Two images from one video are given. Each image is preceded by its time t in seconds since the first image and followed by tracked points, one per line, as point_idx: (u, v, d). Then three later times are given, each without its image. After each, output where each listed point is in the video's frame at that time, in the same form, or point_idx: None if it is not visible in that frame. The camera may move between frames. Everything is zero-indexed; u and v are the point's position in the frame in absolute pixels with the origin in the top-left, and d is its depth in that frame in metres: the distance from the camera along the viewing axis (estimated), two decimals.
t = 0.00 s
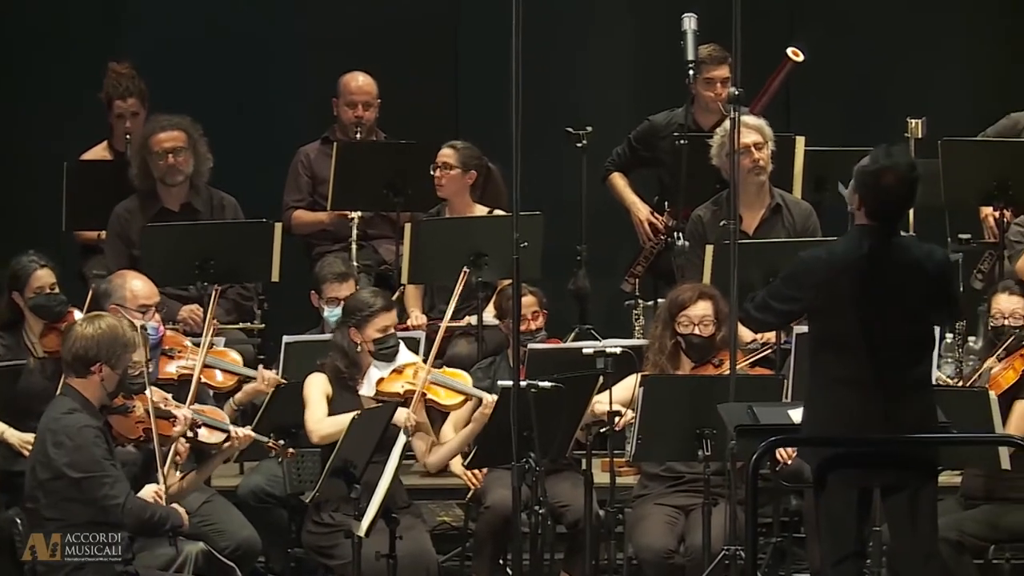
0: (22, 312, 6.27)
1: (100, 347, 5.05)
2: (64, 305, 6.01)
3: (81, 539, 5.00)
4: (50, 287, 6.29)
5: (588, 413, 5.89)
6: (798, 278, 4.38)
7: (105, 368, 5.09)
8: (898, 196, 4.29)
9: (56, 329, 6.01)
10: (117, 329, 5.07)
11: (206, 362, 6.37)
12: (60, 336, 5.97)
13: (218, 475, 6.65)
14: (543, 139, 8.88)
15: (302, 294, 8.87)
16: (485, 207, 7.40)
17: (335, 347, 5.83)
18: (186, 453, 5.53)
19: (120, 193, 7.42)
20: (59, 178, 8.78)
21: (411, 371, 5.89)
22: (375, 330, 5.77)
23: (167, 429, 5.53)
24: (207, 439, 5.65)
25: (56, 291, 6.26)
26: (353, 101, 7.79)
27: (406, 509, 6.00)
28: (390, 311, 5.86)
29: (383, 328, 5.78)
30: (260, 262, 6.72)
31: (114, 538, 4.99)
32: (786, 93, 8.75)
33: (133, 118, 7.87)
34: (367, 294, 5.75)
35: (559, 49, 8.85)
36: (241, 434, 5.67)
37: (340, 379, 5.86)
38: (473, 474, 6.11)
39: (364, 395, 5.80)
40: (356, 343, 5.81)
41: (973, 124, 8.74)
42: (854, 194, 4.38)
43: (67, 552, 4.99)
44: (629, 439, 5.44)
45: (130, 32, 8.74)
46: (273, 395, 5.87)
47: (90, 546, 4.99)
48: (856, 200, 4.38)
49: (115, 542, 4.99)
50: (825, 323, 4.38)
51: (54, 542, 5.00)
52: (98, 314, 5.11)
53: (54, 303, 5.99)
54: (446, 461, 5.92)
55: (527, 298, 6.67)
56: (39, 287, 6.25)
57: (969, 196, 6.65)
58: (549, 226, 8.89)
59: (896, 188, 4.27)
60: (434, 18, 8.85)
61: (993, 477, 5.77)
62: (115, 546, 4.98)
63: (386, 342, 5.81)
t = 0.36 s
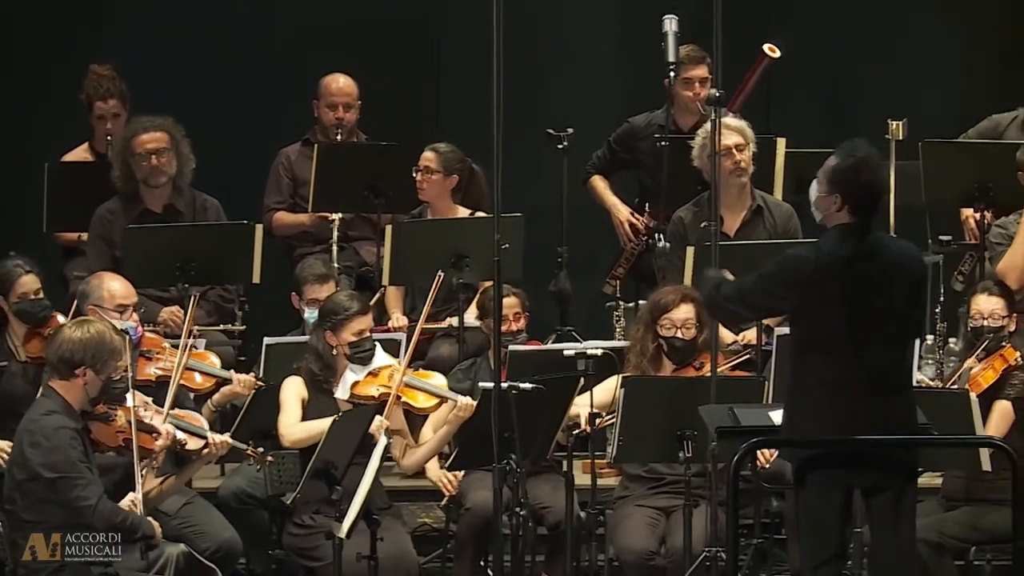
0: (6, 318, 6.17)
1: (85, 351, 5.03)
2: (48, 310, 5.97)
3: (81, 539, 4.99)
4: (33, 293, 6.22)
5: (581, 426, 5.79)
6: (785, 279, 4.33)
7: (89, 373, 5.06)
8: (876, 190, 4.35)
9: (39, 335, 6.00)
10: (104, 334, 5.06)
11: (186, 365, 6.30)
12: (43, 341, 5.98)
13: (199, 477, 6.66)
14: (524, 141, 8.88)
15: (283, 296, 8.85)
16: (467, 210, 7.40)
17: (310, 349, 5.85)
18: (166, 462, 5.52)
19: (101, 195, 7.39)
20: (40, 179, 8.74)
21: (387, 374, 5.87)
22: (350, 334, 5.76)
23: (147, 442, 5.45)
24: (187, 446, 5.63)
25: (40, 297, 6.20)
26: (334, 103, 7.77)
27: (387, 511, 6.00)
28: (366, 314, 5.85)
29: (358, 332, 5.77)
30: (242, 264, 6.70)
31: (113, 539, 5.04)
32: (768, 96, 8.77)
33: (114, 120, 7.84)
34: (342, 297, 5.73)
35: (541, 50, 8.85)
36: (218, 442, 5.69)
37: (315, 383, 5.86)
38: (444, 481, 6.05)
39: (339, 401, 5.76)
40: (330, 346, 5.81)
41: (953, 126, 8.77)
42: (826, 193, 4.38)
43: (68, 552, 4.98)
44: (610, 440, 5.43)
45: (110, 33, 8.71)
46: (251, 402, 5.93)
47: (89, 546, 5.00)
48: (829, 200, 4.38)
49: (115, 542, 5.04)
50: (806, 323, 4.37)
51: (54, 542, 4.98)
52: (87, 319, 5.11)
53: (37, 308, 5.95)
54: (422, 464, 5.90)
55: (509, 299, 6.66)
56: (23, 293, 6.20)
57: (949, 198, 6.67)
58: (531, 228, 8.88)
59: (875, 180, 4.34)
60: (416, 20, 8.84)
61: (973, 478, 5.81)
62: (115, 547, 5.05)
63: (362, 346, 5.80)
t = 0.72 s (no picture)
0: None
1: (56, 352, 5.01)
2: (29, 312, 5.93)
3: (81, 539, 5.02)
4: (15, 293, 6.24)
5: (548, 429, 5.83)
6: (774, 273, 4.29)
7: (59, 373, 5.05)
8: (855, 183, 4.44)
9: (19, 337, 5.95)
10: (73, 334, 5.04)
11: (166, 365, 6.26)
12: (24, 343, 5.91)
13: (177, 479, 6.63)
14: (503, 143, 8.88)
15: (261, 297, 8.82)
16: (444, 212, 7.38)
17: (286, 350, 5.85)
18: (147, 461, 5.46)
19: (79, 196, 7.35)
20: (18, 181, 8.70)
21: (362, 375, 5.85)
22: (326, 336, 5.72)
23: (129, 443, 5.44)
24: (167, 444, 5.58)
25: (21, 297, 6.21)
26: (311, 104, 7.75)
27: (364, 513, 5.99)
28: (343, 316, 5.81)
29: (334, 334, 5.73)
30: (220, 265, 6.66)
31: (113, 539, 5.08)
32: (746, 98, 8.80)
33: (91, 121, 7.79)
34: (319, 299, 5.70)
35: (518, 54, 8.85)
36: (196, 438, 5.59)
37: (290, 383, 5.85)
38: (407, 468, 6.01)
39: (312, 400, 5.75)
40: (306, 347, 5.78)
41: (928, 129, 8.81)
42: (806, 188, 4.46)
43: (68, 552, 5.02)
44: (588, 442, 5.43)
45: (88, 35, 8.68)
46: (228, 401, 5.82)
47: (91, 546, 5.03)
48: (810, 195, 4.44)
49: (116, 542, 5.07)
50: (788, 320, 4.38)
51: (54, 542, 5.02)
52: (58, 319, 5.10)
53: (19, 311, 5.91)
54: (394, 465, 5.88)
55: (487, 300, 6.65)
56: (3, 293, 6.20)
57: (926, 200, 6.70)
58: (508, 230, 8.88)
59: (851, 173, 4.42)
60: (395, 22, 8.83)
61: (951, 479, 5.83)
62: (115, 547, 5.07)
63: (336, 347, 5.75)
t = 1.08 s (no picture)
0: None
1: (44, 362, 4.98)
2: (8, 311, 5.94)
3: (82, 539, 5.07)
4: None
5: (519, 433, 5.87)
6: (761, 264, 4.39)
7: (43, 385, 5.02)
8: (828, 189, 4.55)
9: None
10: (64, 347, 5.02)
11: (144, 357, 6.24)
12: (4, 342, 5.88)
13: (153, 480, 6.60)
14: (480, 145, 8.87)
15: (238, 299, 8.79)
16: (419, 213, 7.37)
17: (261, 352, 5.86)
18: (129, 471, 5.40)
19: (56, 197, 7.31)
20: None
21: (337, 373, 5.84)
22: (299, 335, 5.70)
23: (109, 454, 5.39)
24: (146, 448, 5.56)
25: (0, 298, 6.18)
26: (288, 105, 7.73)
27: (341, 514, 5.98)
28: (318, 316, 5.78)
29: (307, 334, 5.71)
30: (197, 266, 6.62)
31: (112, 539, 5.17)
32: (724, 100, 8.81)
33: (68, 120, 7.74)
34: (292, 299, 5.68)
35: (496, 56, 8.84)
36: (178, 441, 5.58)
37: (266, 383, 5.83)
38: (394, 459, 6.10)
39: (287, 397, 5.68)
40: (280, 347, 5.78)
41: (904, 132, 8.84)
42: (780, 197, 4.63)
43: (68, 552, 5.04)
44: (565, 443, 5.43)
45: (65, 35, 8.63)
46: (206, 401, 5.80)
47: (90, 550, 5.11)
48: (784, 202, 4.61)
49: (115, 542, 5.17)
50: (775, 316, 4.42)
51: (54, 542, 5.04)
52: (50, 330, 5.09)
53: None
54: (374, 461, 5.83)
55: (460, 303, 6.65)
56: None
57: (902, 202, 6.72)
58: (485, 231, 8.88)
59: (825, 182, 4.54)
60: (373, 23, 8.82)
61: (928, 479, 5.84)
62: (115, 547, 5.16)
63: (309, 347, 5.71)
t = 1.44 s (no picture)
0: None
1: (18, 368, 4.92)
2: None
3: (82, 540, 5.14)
4: None
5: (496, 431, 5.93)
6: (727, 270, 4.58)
7: (17, 391, 4.95)
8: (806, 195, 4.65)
9: None
10: (39, 353, 4.96)
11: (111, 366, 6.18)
12: None
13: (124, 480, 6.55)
14: (453, 145, 8.86)
15: (209, 299, 8.75)
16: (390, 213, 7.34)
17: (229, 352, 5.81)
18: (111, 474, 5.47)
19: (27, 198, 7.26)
20: None
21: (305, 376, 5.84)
22: (266, 338, 5.66)
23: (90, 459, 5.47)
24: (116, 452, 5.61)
25: None
26: (259, 104, 7.70)
27: (313, 515, 5.95)
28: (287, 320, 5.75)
29: (275, 336, 5.67)
30: (169, 267, 6.59)
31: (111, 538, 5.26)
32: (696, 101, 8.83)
33: (39, 120, 7.70)
34: (262, 301, 5.66)
35: (468, 56, 8.83)
36: (161, 448, 5.63)
37: (234, 384, 5.79)
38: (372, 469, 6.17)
39: (257, 401, 5.70)
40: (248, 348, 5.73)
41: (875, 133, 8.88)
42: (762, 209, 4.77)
43: (68, 552, 5.10)
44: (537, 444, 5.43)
45: (36, 35, 8.58)
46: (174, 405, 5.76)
47: (88, 546, 5.17)
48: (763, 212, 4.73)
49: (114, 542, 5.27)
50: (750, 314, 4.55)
51: (54, 543, 5.03)
52: (25, 335, 5.02)
53: None
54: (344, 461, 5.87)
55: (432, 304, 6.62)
56: None
57: (874, 203, 6.75)
58: (457, 231, 8.87)
59: (797, 186, 4.64)
60: (345, 23, 8.79)
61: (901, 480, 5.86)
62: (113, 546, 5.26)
63: (277, 350, 5.64)
